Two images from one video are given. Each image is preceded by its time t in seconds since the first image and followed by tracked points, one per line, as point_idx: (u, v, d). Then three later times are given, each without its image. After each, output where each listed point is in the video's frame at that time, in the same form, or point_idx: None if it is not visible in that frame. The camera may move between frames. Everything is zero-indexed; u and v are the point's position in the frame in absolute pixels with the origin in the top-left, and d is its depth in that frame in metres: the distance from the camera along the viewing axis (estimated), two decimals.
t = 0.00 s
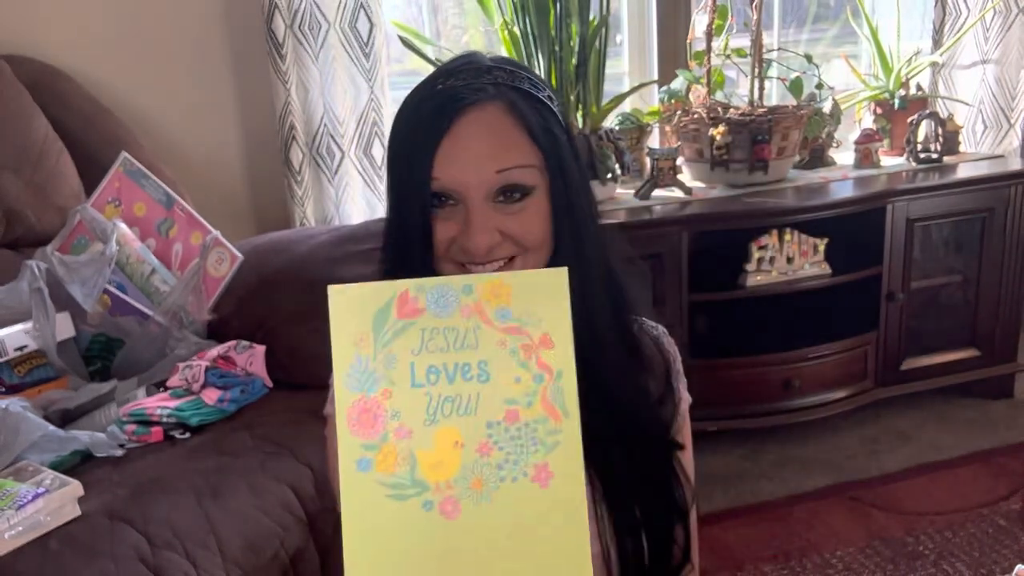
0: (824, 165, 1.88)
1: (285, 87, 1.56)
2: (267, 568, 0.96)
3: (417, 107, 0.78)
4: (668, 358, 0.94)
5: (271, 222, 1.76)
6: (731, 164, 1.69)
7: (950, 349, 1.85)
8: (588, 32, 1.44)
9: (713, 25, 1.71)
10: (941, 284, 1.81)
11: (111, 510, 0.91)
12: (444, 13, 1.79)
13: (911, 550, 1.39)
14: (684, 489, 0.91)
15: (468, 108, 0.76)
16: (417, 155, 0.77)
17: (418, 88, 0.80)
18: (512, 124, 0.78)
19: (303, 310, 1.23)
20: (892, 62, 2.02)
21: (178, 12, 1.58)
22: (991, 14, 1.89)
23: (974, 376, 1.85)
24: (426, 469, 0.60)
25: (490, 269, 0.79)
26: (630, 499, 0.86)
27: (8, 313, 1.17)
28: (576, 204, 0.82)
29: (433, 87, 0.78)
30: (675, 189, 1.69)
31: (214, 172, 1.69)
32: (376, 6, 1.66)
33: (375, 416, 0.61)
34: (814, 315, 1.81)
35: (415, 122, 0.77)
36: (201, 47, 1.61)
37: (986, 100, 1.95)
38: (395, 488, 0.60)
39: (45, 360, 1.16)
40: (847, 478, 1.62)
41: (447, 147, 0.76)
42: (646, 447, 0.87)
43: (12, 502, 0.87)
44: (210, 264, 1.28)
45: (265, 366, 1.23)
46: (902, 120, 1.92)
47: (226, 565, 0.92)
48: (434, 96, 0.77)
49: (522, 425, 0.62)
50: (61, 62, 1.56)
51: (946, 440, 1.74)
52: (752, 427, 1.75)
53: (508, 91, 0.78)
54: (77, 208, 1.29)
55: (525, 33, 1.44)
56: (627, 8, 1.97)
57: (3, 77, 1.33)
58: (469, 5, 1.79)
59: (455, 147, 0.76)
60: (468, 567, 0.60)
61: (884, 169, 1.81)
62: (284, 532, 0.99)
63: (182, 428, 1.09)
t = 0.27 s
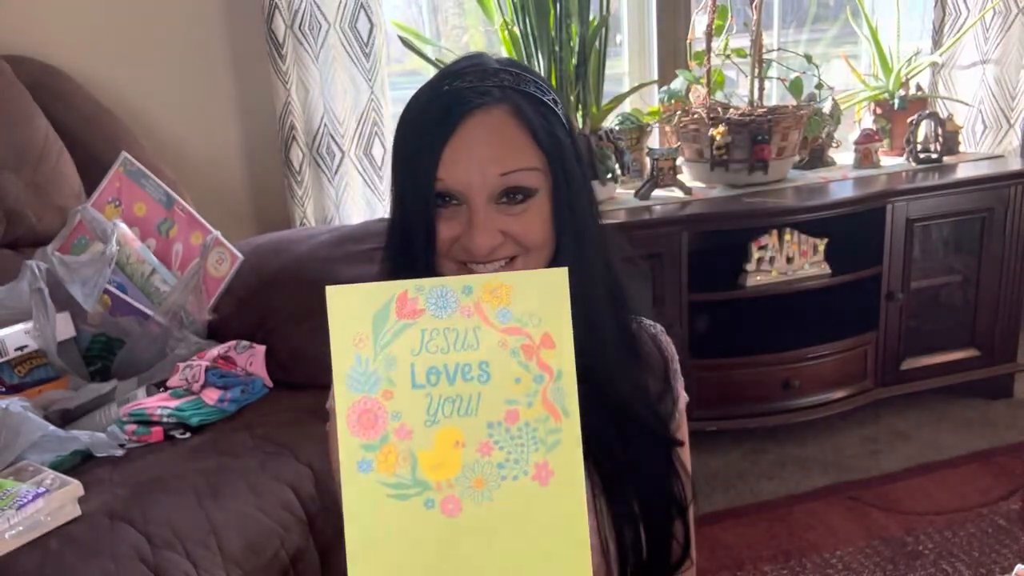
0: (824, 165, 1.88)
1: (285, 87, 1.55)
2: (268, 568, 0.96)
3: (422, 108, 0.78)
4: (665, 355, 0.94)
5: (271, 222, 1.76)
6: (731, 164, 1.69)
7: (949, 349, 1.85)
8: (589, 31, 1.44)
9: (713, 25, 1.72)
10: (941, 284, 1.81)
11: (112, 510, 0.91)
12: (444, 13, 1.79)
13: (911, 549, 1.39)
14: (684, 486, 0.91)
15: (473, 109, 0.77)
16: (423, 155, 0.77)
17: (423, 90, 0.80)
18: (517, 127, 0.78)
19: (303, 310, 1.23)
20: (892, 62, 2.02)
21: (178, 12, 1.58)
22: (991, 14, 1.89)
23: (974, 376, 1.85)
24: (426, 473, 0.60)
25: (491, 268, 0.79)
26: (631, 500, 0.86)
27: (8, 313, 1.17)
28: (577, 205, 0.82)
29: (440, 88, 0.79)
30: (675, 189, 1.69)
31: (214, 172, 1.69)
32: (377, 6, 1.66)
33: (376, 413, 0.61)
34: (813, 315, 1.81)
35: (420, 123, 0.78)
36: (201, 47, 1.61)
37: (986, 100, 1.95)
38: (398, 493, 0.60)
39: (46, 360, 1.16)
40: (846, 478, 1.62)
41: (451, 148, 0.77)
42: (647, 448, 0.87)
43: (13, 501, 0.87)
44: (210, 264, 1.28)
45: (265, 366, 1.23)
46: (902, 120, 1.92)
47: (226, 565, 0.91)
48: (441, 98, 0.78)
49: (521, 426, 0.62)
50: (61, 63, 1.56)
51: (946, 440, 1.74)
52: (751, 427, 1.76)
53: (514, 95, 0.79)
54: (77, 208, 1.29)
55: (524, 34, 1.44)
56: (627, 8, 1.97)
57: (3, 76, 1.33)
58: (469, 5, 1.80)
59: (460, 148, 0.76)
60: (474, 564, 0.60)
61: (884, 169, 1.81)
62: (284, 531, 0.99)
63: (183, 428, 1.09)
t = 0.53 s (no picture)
0: (822, 165, 1.89)
1: (286, 88, 1.55)
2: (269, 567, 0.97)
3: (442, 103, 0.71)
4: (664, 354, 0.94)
5: (272, 222, 1.76)
6: (729, 164, 1.70)
7: (947, 349, 1.86)
8: (588, 33, 1.45)
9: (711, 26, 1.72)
10: (939, 285, 1.82)
11: (114, 509, 0.92)
12: (444, 14, 1.80)
13: (909, 548, 1.40)
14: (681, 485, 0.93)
15: (502, 112, 0.71)
16: (446, 157, 0.70)
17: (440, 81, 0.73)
18: (542, 133, 0.73)
19: (303, 310, 1.24)
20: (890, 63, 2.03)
21: (179, 13, 1.59)
22: (988, 16, 1.90)
23: (971, 376, 1.86)
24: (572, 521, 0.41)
25: (506, 272, 0.76)
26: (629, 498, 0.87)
27: (11, 314, 1.18)
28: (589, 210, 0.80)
29: (460, 90, 0.72)
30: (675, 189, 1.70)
31: (215, 173, 1.70)
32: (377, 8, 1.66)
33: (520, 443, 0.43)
34: (812, 315, 1.82)
35: (441, 121, 0.70)
36: (202, 48, 1.62)
37: (984, 101, 1.96)
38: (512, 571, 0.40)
39: (48, 360, 1.16)
40: (845, 478, 1.62)
41: (480, 149, 0.70)
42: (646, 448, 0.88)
43: (15, 501, 0.87)
44: (212, 264, 1.28)
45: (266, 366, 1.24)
46: (900, 121, 1.93)
47: (228, 564, 0.92)
48: (463, 101, 0.71)
49: (650, 494, 0.43)
50: (64, 64, 1.57)
51: (944, 440, 1.75)
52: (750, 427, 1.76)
53: (539, 99, 0.74)
54: (80, 209, 1.30)
55: (524, 35, 1.45)
56: (625, 13, 1.97)
57: (5, 77, 1.34)
58: (469, 6, 1.80)
59: (486, 150, 0.71)
60: None
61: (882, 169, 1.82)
62: (285, 530, 0.99)
63: (184, 428, 1.10)
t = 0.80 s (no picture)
0: (823, 165, 1.89)
1: (286, 88, 1.55)
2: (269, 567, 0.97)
3: (479, 104, 0.70)
4: (672, 362, 0.94)
5: (271, 222, 1.76)
6: (730, 164, 1.70)
7: (947, 349, 1.86)
8: (588, 33, 1.45)
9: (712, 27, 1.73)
10: (938, 285, 1.82)
11: (114, 509, 0.92)
12: (444, 15, 1.80)
13: (909, 548, 1.40)
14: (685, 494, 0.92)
15: (543, 112, 0.71)
16: (492, 157, 0.69)
17: (471, 81, 0.72)
18: (575, 129, 0.74)
19: (303, 310, 1.24)
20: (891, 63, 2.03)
21: (179, 13, 1.59)
22: (988, 16, 1.90)
23: (971, 377, 1.86)
24: None
25: (541, 270, 0.76)
26: (631, 501, 0.84)
27: (11, 314, 1.18)
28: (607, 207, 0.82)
29: (489, 85, 0.71)
30: (675, 189, 1.70)
31: (216, 172, 1.70)
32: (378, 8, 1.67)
33: None
34: (812, 315, 1.82)
35: (481, 122, 0.69)
36: (203, 48, 1.62)
37: (984, 101, 1.96)
38: None
39: (48, 360, 1.16)
40: (844, 478, 1.62)
41: (526, 149, 0.71)
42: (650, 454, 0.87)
43: (15, 501, 0.87)
44: (212, 264, 1.28)
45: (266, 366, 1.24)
46: (900, 121, 1.93)
47: (228, 564, 0.92)
48: (497, 96, 0.70)
49: None
50: (64, 64, 1.57)
51: (944, 440, 1.75)
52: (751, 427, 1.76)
53: (571, 95, 0.74)
54: (80, 209, 1.30)
55: (524, 35, 1.45)
56: (625, 11, 1.97)
57: (6, 77, 1.34)
58: (469, 6, 1.80)
59: (529, 151, 0.71)
60: None
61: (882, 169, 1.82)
62: (285, 530, 0.99)
63: (184, 428, 1.10)
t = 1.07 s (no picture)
0: (823, 165, 1.89)
1: (286, 88, 1.55)
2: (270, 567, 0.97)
3: (487, 109, 0.69)
4: (680, 368, 0.95)
5: (271, 222, 1.76)
6: (730, 164, 1.70)
7: (947, 349, 1.86)
8: (588, 33, 1.45)
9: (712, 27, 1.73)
10: (937, 285, 1.82)
11: (114, 509, 0.92)
12: (444, 15, 1.80)
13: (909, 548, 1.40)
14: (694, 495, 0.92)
15: (553, 112, 0.71)
16: (507, 161, 0.68)
17: (475, 88, 0.71)
18: (585, 127, 0.74)
19: (303, 310, 1.24)
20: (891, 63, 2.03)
21: (179, 13, 1.59)
22: (988, 16, 1.90)
23: (971, 377, 1.86)
24: None
25: (557, 277, 0.76)
26: (647, 515, 0.83)
27: (11, 314, 1.18)
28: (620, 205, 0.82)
29: (495, 90, 0.71)
30: (675, 189, 1.71)
31: (215, 172, 1.70)
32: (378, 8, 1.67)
33: None
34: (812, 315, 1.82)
35: (490, 126, 0.69)
36: (203, 47, 1.62)
37: (984, 102, 1.96)
38: None
39: (48, 360, 1.16)
40: (844, 478, 1.62)
41: (539, 152, 0.70)
42: (667, 461, 0.87)
43: (15, 501, 0.87)
44: (212, 264, 1.28)
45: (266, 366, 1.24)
46: (900, 121, 1.93)
47: (228, 564, 0.92)
48: (506, 100, 0.70)
49: None
50: (64, 65, 1.57)
51: (944, 440, 1.75)
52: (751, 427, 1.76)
53: (578, 95, 0.74)
54: (81, 209, 1.30)
55: (524, 35, 1.45)
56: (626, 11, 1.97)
57: (6, 78, 1.34)
58: (469, 6, 1.80)
59: (542, 153, 0.70)
60: None
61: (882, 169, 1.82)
62: (284, 531, 0.99)
63: (184, 428, 1.10)
